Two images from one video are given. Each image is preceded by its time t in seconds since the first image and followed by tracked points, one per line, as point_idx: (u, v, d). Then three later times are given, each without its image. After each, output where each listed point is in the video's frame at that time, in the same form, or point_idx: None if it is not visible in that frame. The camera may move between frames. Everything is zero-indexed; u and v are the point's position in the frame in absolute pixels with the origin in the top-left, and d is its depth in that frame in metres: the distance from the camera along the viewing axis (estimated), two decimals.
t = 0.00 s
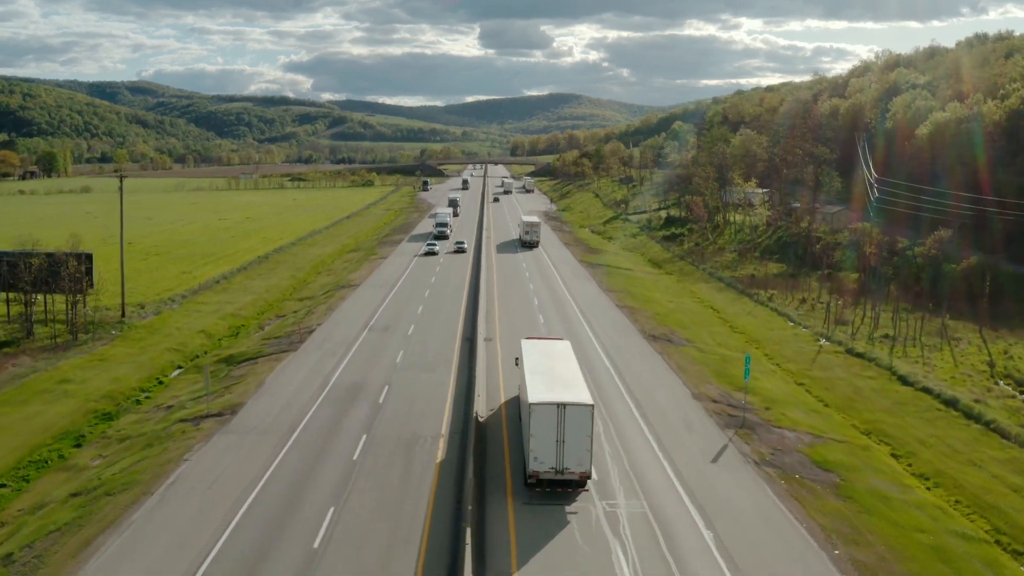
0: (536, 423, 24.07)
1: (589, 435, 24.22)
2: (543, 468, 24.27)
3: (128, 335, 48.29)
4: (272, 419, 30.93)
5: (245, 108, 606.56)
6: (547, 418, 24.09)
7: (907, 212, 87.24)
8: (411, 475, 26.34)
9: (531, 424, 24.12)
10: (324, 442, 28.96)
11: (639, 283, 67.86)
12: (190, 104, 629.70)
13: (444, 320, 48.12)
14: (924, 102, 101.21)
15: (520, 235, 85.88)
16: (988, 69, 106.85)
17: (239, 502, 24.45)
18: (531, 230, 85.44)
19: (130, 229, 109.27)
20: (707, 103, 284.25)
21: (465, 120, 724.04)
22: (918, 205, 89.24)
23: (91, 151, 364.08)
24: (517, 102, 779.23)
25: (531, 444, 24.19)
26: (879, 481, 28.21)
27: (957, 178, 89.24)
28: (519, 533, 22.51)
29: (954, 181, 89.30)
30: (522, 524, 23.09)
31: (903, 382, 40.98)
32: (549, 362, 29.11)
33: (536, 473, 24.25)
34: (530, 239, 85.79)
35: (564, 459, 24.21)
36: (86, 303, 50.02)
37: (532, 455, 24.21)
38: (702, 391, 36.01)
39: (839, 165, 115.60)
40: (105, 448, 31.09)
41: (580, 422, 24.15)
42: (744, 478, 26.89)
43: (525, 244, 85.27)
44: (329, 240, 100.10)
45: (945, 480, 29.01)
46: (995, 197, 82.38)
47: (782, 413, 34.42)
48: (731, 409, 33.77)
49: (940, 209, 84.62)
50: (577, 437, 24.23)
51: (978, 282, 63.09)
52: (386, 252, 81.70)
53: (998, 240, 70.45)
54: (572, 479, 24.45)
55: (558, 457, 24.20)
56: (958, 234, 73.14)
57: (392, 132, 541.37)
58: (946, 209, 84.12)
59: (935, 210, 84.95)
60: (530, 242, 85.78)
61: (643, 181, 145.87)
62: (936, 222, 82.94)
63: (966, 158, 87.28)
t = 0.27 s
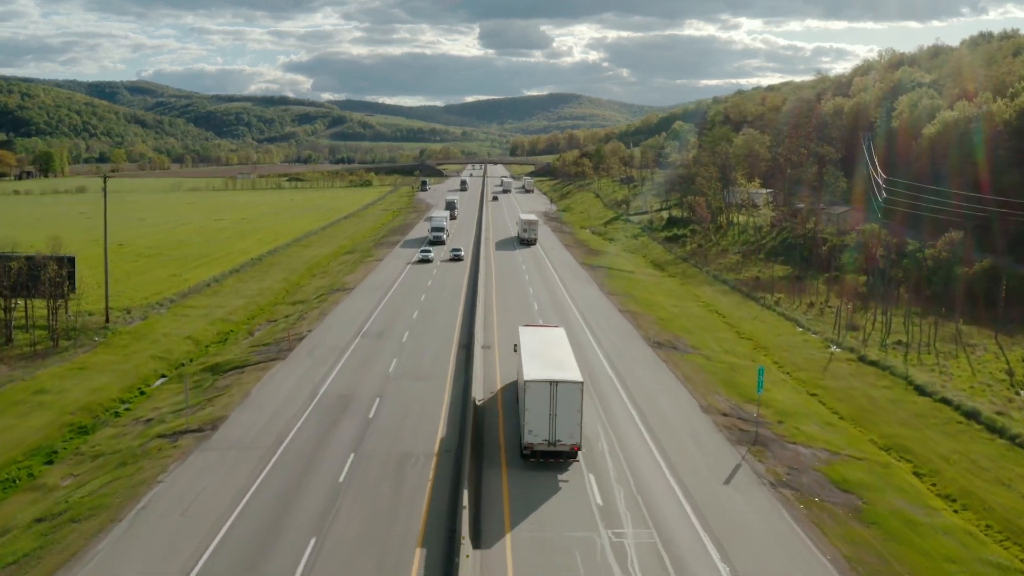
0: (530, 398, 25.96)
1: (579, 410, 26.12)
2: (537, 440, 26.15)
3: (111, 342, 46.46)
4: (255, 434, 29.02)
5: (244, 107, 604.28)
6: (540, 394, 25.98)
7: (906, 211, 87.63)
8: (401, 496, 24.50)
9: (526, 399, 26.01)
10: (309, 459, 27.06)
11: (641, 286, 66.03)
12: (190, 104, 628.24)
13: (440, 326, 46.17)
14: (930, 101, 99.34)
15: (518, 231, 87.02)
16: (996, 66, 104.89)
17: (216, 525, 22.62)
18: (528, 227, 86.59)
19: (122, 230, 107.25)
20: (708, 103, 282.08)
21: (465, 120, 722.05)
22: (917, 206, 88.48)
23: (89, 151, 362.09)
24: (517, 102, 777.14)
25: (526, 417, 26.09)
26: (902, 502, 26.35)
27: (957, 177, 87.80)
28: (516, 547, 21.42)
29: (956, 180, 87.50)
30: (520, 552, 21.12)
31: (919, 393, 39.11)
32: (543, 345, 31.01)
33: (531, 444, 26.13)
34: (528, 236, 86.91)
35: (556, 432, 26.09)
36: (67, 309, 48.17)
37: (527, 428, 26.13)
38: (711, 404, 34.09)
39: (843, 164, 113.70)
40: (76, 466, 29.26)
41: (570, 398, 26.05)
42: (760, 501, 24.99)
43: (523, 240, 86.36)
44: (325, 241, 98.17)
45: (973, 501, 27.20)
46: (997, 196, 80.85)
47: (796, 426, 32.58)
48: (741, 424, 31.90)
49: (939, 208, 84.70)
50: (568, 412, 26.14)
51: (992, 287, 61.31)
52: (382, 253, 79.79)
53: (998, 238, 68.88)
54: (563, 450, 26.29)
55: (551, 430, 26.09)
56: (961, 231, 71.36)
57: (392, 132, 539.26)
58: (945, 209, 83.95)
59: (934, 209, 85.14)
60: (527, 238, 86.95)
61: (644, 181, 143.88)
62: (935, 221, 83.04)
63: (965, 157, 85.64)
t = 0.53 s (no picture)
0: (527, 377, 28.04)
1: (572, 389, 28.25)
2: (533, 416, 28.30)
3: (93, 349, 44.50)
4: (234, 454, 27.04)
5: (244, 107, 600.73)
6: (535, 373, 28.08)
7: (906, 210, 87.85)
8: (391, 523, 22.53)
9: (522, 377, 28.13)
10: (292, 481, 25.08)
11: (644, 289, 64.25)
12: (190, 104, 626.18)
13: (436, 332, 44.32)
14: (937, 100, 97.44)
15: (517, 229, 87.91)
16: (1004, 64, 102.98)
17: (188, 558, 20.66)
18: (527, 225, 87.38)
19: (114, 231, 105.09)
20: (710, 103, 279.85)
21: (465, 119, 719.96)
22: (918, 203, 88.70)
23: (88, 151, 359.91)
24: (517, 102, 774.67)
25: (523, 395, 28.21)
26: (933, 529, 24.45)
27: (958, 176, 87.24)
28: (514, 573, 20.01)
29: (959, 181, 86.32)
30: None
31: (939, 404, 37.21)
32: (540, 330, 33.08)
33: (528, 420, 28.31)
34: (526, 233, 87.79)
35: (551, 409, 28.28)
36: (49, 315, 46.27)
37: (525, 405, 28.27)
38: (722, 417, 32.09)
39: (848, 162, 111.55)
40: (45, 487, 27.39)
41: (564, 378, 28.12)
42: (779, 528, 23.04)
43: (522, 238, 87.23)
44: (321, 242, 96.12)
45: (1008, 527, 25.32)
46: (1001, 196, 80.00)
47: (812, 442, 30.67)
48: (755, 439, 29.94)
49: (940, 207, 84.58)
50: (562, 391, 28.28)
51: (1006, 290, 59.62)
52: (379, 255, 77.87)
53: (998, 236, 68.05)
54: (558, 425, 28.48)
55: (546, 406, 28.28)
56: (968, 231, 69.90)
57: (392, 132, 536.94)
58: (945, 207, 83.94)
59: (934, 207, 85.10)
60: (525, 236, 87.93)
61: (646, 182, 141.92)
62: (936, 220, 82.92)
63: (966, 155, 85.04)
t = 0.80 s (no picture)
0: (526, 360, 29.72)
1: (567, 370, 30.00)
2: (531, 396, 30.09)
3: (73, 358, 42.60)
4: (211, 475, 25.12)
5: (245, 107, 598.91)
6: (532, 356, 29.77)
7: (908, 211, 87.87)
8: (377, 554, 20.60)
9: (520, 359, 29.84)
10: (272, 507, 23.14)
11: (648, 292, 62.51)
12: (191, 104, 624.81)
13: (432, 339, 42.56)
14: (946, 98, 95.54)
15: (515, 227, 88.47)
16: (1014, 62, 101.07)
17: None
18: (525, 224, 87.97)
19: (107, 233, 103.13)
20: (712, 102, 277.74)
21: (466, 119, 718.08)
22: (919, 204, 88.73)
23: (88, 151, 358.25)
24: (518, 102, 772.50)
25: (522, 377, 29.98)
26: (965, 558, 22.54)
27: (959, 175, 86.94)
28: None
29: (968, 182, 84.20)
30: None
31: (962, 416, 35.31)
32: (537, 317, 34.87)
33: (526, 400, 30.07)
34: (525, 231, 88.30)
35: (547, 389, 30.08)
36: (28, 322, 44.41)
37: (523, 386, 30.05)
38: (735, 433, 30.17)
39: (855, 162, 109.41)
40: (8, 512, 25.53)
41: (560, 360, 29.82)
42: (800, 559, 21.14)
43: (521, 236, 87.85)
44: (317, 244, 94.19)
45: None
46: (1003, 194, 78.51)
47: (831, 460, 28.79)
48: (771, 458, 28.09)
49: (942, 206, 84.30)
50: (558, 372, 30.05)
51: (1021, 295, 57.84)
52: (375, 257, 76.01)
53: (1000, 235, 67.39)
54: (554, 405, 30.31)
55: (543, 387, 30.07)
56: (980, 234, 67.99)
57: (393, 133, 534.97)
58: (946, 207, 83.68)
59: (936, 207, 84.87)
60: (524, 233, 88.51)
61: (648, 182, 140.04)
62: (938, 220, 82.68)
63: (967, 153, 84.39)
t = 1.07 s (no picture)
0: (524, 346, 32.08)
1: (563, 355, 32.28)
2: (529, 378, 32.33)
3: (51, 368, 40.68)
4: (184, 502, 23.22)
5: (245, 107, 596.91)
6: (530, 341, 32.15)
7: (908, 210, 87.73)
8: None
9: (519, 344, 32.23)
10: (248, 539, 21.19)
11: (652, 296, 60.77)
12: (191, 104, 623.18)
13: (427, 347, 40.81)
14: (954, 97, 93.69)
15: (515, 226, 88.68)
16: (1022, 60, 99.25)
17: None
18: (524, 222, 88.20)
19: (99, 234, 101.17)
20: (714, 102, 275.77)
21: (466, 119, 716.16)
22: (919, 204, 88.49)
23: (88, 151, 356.42)
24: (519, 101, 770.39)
25: (521, 361, 32.28)
26: None
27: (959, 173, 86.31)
28: None
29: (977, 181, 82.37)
30: None
31: (986, 430, 33.48)
32: (536, 308, 37.29)
33: (524, 382, 32.33)
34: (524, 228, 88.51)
35: (544, 371, 32.30)
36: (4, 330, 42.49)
37: (521, 369, 32.32)
38: (749, 451, 28.28)
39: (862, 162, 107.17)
40: None
41: (556, 345, 32.18)
42: None
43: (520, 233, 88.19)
44: (313, 246, 92.24)
45: None
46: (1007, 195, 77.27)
47: (852, 480, 26.94)
48: (788, 480, 26.22)
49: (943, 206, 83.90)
50: (554, 356, 32.35)
51: None
52: (371, 259, 74.14)
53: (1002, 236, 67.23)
54: (550, 387, 32.46)
55: (540, 370, 32.29)
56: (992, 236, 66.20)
57: (393, 133, 533.01)
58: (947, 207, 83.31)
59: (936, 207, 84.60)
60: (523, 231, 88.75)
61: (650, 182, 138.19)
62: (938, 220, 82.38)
63: (966, 153, 83.81)
